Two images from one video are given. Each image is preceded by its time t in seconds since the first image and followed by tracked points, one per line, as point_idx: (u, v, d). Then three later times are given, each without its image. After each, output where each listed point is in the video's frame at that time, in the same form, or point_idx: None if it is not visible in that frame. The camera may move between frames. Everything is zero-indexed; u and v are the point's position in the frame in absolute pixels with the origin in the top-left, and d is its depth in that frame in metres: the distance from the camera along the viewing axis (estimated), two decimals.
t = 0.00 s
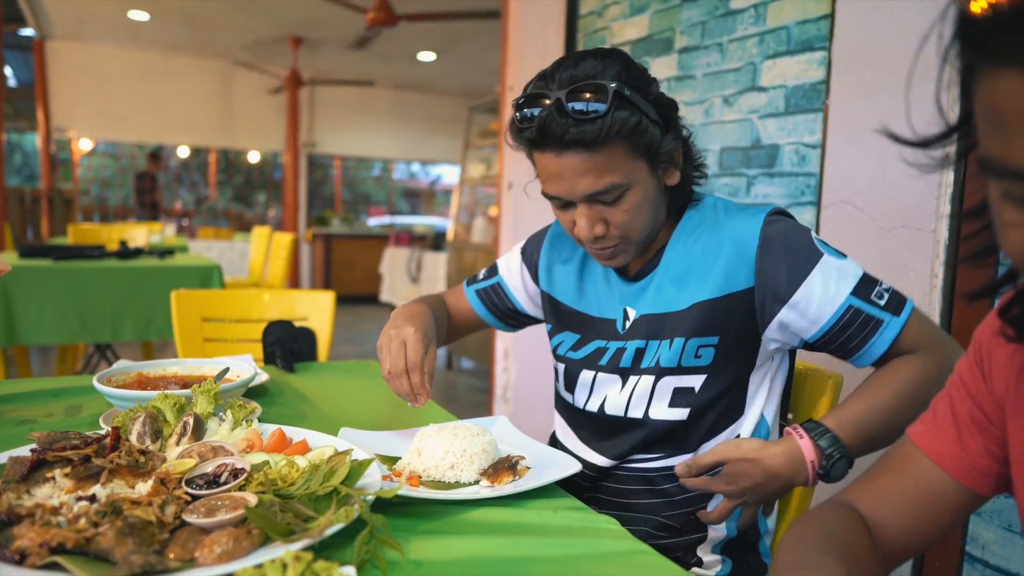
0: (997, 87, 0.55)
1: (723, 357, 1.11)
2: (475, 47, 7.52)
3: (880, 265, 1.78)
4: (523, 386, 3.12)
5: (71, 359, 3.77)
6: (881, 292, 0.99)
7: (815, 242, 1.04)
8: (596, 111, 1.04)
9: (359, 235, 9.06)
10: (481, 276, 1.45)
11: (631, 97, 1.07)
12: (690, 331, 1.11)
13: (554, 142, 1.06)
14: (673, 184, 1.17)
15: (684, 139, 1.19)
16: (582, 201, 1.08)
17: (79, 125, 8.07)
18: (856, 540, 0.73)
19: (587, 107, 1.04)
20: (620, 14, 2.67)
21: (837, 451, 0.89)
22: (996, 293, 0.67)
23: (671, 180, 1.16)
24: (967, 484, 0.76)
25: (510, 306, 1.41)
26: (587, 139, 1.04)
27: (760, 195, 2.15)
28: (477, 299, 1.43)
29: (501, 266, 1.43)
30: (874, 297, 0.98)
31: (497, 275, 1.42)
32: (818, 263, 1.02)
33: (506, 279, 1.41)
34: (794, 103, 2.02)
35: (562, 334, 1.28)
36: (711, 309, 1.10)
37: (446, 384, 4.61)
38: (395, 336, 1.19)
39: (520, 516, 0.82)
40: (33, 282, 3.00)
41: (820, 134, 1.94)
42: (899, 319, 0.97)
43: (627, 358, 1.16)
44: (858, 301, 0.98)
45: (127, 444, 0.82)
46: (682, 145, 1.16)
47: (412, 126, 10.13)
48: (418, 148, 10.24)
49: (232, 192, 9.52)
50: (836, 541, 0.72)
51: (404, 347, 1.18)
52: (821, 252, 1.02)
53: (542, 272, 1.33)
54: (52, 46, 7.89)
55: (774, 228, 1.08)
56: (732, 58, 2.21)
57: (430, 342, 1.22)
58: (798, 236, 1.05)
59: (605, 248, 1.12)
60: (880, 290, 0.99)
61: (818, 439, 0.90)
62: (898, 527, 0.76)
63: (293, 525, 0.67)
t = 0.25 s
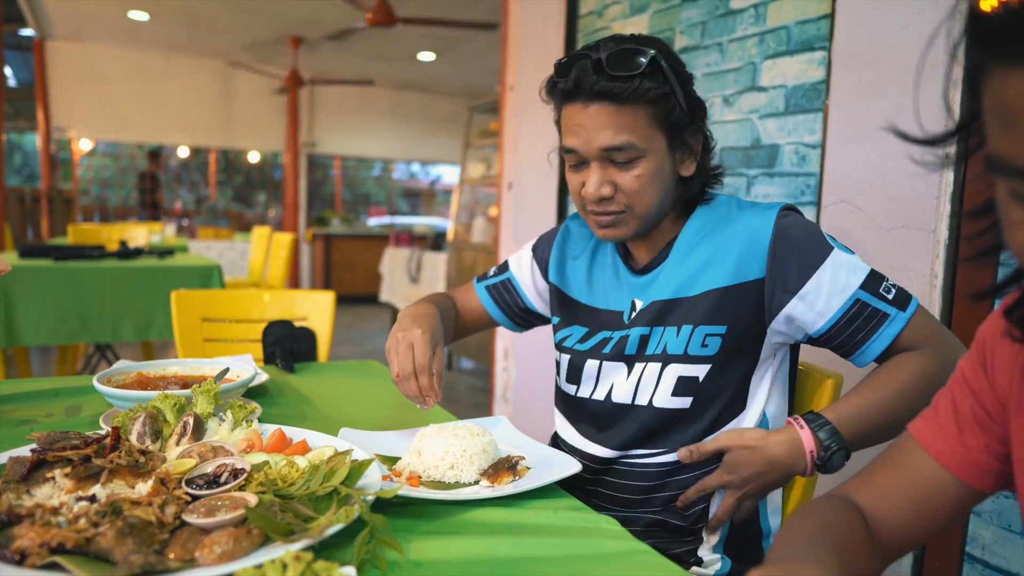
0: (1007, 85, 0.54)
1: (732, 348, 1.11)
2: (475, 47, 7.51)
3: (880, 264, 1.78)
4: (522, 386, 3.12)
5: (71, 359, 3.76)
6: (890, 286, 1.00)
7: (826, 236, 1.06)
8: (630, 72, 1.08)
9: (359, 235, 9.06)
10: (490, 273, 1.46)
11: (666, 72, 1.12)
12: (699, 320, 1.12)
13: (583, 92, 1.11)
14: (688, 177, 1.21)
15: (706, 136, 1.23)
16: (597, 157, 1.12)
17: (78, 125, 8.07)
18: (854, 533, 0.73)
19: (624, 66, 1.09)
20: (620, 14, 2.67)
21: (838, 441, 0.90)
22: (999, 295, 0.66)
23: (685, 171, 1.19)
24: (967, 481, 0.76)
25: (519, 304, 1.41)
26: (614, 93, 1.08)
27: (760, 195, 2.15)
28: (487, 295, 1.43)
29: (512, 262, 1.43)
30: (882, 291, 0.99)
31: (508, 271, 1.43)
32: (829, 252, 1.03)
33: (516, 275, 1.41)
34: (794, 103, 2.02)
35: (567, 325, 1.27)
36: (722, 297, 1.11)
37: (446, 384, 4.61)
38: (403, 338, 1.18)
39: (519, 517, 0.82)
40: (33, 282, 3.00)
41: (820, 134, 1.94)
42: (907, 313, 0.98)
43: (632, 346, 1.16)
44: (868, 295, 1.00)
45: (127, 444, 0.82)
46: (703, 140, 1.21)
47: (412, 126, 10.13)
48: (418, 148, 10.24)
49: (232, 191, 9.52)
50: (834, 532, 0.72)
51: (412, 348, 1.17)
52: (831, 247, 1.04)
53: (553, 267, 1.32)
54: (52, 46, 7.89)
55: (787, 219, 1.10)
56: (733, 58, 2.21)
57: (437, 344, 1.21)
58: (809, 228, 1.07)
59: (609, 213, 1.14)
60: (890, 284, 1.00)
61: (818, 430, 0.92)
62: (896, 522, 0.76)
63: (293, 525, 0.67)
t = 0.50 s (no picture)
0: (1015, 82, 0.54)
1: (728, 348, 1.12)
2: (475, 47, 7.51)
3: (881, 264, 1.78)
4: (522, 386, 3.12)
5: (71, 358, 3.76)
6: (885, 292, 1.00)
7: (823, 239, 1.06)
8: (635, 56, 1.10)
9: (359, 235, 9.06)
10: (491, 279, 1.46)
11: (671, 60, 1.13)
12: (698, 318, 1.12)
13: (588, 75, 1.13)
14: (686, 170, 1.22)
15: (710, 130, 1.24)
16: (597, 140, 1.13)
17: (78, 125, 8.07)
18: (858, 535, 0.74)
19: (628, 51, 1.11)
20: (620, 13, 2.67)
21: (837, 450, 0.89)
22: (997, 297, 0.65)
23: (684, 163, 1.20)
24: (970, 482, 0.76)
25: (520, 306, 1.41)
26: (617, 76, 1.10)
27: (760, 195, 2.15)
28: (487, 300, 1.43)
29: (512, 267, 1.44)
30: (879, 295, 0.99)
31: (507, 276, 1.43)
32: (827, 254, 1.04)
33: (515, 278, 1.41)
34: (794, 103, 2.02)
35: (564, 327, 1.27)
36: (718, 296, 1.11)
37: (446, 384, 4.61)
38: (407, 344, 1.19)
39: (520, 517, 0.82)
40: (33, 282, 3.00)
41: (820, 134, 1.94)
42: (900, 319, 0.98)
43: (628, 344, 1.16)
44: (863, 297, 1.00)
45: (127, 444, 0.82)
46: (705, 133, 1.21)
47: (412, 126, 10.13)
48: (418, 147, 10.24)
49: (232, 191, 9.52)
50: (836, 536, 0.72)
51: (416, 353, 1.17)
52: (828, 249, 1.04)
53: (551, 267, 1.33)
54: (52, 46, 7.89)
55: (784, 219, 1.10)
56: (733, 58, 2.21)
57: (441, 351, 1.21)
58: (808, 230, 1.07)
59: (605, 199, 1.16)
60: (886, 289, 1.00)
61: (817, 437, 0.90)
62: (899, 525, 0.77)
63: (293, 525, 0.67)
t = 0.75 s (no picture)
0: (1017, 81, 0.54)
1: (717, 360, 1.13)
2: (475, 47, 7.51)
3: (880, 265, 1.78)
4: (522, 386, 3.12)
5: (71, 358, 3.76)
6: (860, 334, 1.00)
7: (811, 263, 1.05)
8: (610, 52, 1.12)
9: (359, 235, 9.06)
10: (481, 295, 1.47)
11: (649, 56, 1.14)
12: (690, 331, 1.12)
13: (565, 71, 1.15)
14: (670, 167, 1.22)
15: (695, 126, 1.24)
16: (575, 136, 1.15)
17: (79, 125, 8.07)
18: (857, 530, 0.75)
19: (605, 48, 1.12)
20: (620, 14, 2.67)
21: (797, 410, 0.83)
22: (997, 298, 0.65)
23: (668, 160, 1.21)
24: (970, 482, 0.78)
25: (513, 318, 1.42)
26: (592, 72, 1.12)
27: (760, 195, 2.15)
28: (479, 315, 1.44)
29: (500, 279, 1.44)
30: (856, 333, 0.99)
31: (496, 288, 1.44)
32: (812, 281, 1.03)
33: (504, 289, 1.42)
34: (794, 103, 2.02)
35: (558, 338, 1.26)
36: (711, 309, 1.11)
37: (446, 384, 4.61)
38: (394, 354, 1.17)
39: (521, 517, 0.82)
40: (33, 282, 3.00)
41: (820, 134, 1.94)
42: (870, 365, 0.97)
43: (623, 355, 1.15)
44: (839, 331, 0.99)
45: (127, 444, 0.82)
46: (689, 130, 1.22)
47: (413, 126, 10.13)
48: (418, 148, 10.24)
49: (232, 191, 9.52)
50: (835, 530, 0.73)
51: (401, 365, 1.15)
52: (815, 276, 1.03)
53: (539, 272, 1.34)
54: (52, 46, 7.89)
55: (772, 237, 1.09)
56: (733, 58, 2.21)
57: (428, 362, 1.19)
58: (798, 250, 1.06)
59: (584, 195, 1.17)
60: (860, 331, 1.00)
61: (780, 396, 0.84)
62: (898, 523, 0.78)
63: (293, 525, 0.67)
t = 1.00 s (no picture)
0: None
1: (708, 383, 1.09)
2: (475, 47, 7.52)
3: (880, 264, 1.78)
4: (522, 386, 3.12)
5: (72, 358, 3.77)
6: (797, 380, 0.88)
7: (783, 297, 0.95)
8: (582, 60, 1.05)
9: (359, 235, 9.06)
10: (472, 303, 1.45)
11: (626, 60, 1.06)
12: (678, 354, 1.08)
13: (538, 84, 1.08)
14: (654, 174, 1.15)
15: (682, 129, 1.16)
16: (553, 149, 1.08)
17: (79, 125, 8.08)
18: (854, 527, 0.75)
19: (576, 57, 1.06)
20: (620, 14, 2.67)
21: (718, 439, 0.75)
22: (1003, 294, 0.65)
23: (652, 167, 1.13)
24: (971, 483, 0.78)
25: (506, 325, 1.40)
26: (565, 82, 1.05)
27: (760, 195, 2.15)
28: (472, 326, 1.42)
29: (490, 287, 1.42)
30: (787, 379, 0.89)
31: (487, 298, 1.41)
32: (771, 315, 0.94)
33: (496, 299, 1.40)
34: (794, 103, 2.03)
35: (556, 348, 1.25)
36: (698, 331, 1.06)
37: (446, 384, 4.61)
38: (389, 376, 1.13)
39: (521, 516, 0.82)
40: (33, 282, 3.00)
41: (820, 134, 1.95)
42: (790, 413, 0.86)
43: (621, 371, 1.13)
44: (769, 369, 0.90)
45: (127, 444, 0.82)
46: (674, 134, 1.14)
47: (413, 126, 10.14)
48: (418, 148, 10.25)
49: (232, 191, 9.53)
50: (835, 525, 0.73)
51: (396, 388, 1.11)
52: (777, 310, 0.94)
53: (529, 280, 1.32)
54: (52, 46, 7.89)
55: (757, 266, 1.01)
56: (732, 58, 2.21)
57: (423, 383, 1.16)
58: (773, 282, 0.97)
59: (566, 208, 1.11)
60: (801, 378, 0.89)
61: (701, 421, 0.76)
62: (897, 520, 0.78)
63: (293, 525, 0.67)
